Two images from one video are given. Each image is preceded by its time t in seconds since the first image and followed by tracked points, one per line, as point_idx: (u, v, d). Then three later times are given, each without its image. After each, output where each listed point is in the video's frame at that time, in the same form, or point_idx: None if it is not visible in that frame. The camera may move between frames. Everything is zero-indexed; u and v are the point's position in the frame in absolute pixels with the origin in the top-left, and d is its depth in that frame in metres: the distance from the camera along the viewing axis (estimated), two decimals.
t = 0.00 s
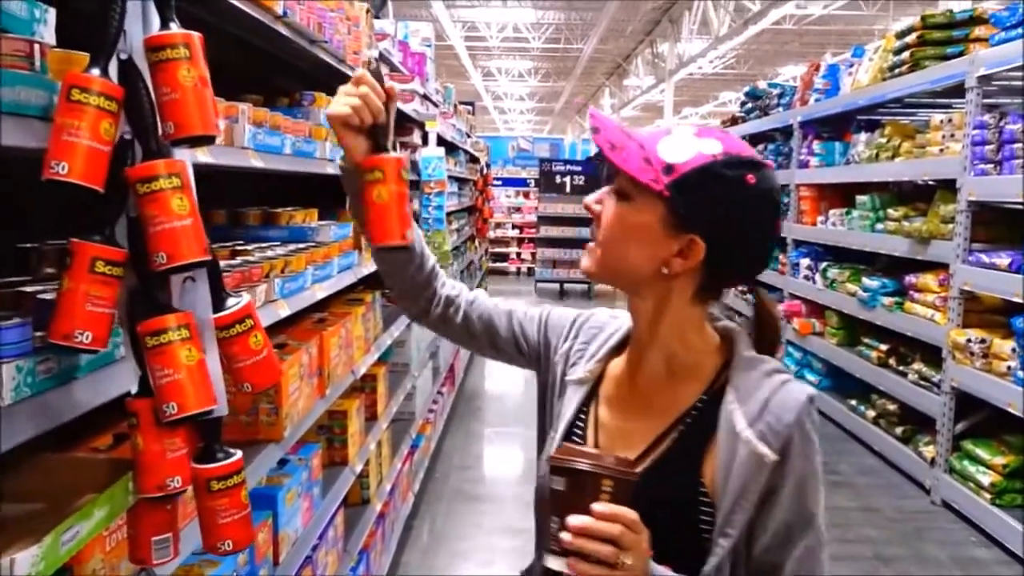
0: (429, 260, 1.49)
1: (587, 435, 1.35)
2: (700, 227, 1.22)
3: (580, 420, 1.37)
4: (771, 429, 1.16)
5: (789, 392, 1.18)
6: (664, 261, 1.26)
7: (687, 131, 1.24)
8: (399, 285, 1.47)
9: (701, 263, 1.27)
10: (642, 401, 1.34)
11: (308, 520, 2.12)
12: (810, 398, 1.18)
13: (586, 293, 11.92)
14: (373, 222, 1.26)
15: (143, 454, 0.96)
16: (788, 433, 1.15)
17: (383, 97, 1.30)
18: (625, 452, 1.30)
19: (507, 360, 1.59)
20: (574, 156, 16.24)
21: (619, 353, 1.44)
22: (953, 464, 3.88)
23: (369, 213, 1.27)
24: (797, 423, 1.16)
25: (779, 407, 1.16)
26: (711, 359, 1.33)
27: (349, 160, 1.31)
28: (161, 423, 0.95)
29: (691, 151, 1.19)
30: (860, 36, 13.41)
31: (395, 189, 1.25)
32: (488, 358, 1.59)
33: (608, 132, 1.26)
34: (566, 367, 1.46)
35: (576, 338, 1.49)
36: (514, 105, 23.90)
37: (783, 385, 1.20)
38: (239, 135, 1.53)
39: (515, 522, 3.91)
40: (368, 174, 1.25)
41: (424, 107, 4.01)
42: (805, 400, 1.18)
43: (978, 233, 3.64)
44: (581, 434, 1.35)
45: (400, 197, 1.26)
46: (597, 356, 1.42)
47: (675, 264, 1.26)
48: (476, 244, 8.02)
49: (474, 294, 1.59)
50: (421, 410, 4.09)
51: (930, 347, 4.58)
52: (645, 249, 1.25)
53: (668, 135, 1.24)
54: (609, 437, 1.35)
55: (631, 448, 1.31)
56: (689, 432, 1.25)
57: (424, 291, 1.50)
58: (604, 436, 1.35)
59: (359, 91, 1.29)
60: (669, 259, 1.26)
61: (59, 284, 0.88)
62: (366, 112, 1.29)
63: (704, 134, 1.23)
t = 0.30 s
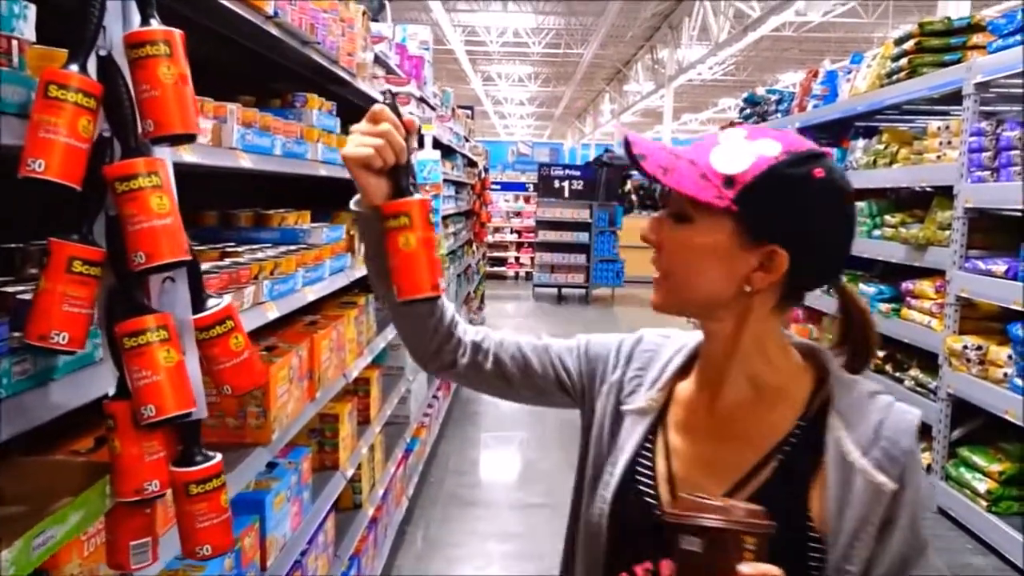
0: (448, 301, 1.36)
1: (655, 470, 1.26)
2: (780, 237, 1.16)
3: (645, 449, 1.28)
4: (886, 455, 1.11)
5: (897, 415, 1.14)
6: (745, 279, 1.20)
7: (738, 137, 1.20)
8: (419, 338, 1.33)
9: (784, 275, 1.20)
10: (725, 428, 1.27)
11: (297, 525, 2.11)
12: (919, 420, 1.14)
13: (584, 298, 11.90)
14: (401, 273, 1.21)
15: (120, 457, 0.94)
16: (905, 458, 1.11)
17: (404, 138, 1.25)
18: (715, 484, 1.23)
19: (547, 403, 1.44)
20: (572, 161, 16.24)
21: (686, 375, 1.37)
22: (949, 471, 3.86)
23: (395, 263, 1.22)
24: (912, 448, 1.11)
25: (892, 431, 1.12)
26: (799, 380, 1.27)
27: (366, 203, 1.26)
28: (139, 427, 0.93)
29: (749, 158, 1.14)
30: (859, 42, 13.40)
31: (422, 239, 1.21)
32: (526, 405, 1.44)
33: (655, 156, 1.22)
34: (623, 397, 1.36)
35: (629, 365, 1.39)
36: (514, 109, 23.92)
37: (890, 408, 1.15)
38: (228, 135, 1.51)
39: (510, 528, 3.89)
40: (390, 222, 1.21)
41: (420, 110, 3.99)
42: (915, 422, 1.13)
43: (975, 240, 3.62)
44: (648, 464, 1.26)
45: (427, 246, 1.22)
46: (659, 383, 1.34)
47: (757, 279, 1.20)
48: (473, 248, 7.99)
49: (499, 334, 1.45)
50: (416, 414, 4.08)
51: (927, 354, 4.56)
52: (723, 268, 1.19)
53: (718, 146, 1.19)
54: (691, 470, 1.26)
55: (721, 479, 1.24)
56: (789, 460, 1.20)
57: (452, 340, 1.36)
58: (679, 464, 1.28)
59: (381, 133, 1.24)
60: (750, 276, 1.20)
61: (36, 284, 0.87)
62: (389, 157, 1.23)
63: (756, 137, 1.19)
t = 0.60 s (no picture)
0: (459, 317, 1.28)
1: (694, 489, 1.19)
2: (850, 254, 1.09)
3: (683, 470, 1.21)
4: (954, 474, 1.07)
5: (956, 430, 1.10)
6: (811, 298, 1.12)
7: (793, 150, 1.14)
8: (427, 353, 1.25)
9: (853, 294, 1.12)
10: (777, 452, 1.20)
11: (266, 529, 2.09)
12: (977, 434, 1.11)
13: (561, 301, 11.91)
14: (430, 297, 1.14)
15: (78, 460, 0.93)
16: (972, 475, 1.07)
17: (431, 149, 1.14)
18: (771, 511, 1.16)
19: (566, 422, 1.36)
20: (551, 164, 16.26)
21: (724, 395, 1.30)
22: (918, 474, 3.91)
23: (422, 287, 1.14)
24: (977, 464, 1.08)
25: (958, 449, 1.08)
26: (850, 398, 1.20)
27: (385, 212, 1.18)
28: (98, 430, 0.92)
29: (813, 173, 1.08)
30: (835, 50, 13.54)
31: (457, 256, 1.14)
32: (542, 423, 1.36)
33: (715, 174, 1.13)
34: (653, 417, 1.28)
35: (657, 384, 1.31)
36: (493, 112, 23.92)
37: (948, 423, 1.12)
38: (196, 136, 1.50)
39: (484, 531, 3.88)
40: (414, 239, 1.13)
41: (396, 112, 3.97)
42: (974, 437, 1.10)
43: (944, 246, 3.67)
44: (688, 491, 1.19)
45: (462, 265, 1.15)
46: (698, 403, 1.26)
47: (825, 299, 1.12)
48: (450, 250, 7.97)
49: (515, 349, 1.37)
50: (390, 417, 4.06)
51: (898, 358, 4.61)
52: (791, 288, 1.11)
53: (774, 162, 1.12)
54: (741, 495, 1.19)
55: (777, 507, 1.17)
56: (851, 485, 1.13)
57: (460, 354, 1.28)
58: (726, 489, 1.20)
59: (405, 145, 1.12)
60: (817, 295, 1.12)
61: None
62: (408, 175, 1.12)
63: (811, 150, 1.13)
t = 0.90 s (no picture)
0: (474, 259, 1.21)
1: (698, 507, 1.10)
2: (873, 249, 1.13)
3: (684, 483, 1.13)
4: (955, 471, 1.05)
5: (949, 428, 1.09)
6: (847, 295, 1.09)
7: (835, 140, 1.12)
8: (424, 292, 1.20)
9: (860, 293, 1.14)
10: (780, 463, 1.12)
11: (242, 529, 2.07)
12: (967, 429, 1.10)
13: (541, 301, 11.91)
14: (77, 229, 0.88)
15: (48, 460, 0.92)
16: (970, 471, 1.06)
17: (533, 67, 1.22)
18: (779, 528, 1.08)
19: (537, 404, 1.27)
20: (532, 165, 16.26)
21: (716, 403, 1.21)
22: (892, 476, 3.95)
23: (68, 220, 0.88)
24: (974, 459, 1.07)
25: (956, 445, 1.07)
26: (845, 404, 1.15)
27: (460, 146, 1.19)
28: (69, 429, 0.91)
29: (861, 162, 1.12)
30: (814, 55, 13.66)
31: (499, 156, 1.14)
32: (516, 398, 1.27)
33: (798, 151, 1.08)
34: (641, 419, 1.18)
35: (649, 384, 1.21)
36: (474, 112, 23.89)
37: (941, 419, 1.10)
38: (173, 131, 1.48)
39: (462, 532, 3.87)
40: (484, 128, 1.11)
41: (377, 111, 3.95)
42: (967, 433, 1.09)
43: (921, 250, 3.70)
44: (690, 505, 1.10)
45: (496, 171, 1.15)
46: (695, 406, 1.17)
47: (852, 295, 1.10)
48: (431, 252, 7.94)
49: (505, 318, 1.28)
50: (368, 416, 4.04)
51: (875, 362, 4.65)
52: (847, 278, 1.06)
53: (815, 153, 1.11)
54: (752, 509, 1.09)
55: (789, 521, 1.08)
56: (860, 493, 1.08)
57: (459, 300, 1.21)
58: (733, 503, 1.10)
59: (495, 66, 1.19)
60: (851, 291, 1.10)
61: None
62: (507, 94, 1.21)
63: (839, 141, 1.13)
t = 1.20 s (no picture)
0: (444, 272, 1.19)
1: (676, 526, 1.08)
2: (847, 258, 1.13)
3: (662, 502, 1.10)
4: (934, 482, 1.05)
5: (926, 434, 1.09)
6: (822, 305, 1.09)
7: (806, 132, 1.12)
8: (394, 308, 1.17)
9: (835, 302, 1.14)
10: (758, 479, 1.10)
11: (217, 528, 2.05)
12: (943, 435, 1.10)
13: (524, 299, 11.93)
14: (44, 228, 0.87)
15: (15, 461, 0.91)
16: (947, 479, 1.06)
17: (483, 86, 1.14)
18: (759, 546, 1.07)
19: (511, 413, 1.26)
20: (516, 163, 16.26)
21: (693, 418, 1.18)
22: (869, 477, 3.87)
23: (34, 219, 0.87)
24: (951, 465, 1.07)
25: (933, 454, 1.06)
26: (820, 415, 1.14)
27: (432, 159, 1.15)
28: (36, 431, 0.90)
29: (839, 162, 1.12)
30: (797, 56, 13.75)
31: (449, 188, 1.11)
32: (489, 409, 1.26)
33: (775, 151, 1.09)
34: (617, 433, 1.15)
35: (624, 397, 1.18)
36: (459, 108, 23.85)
37: (916, 426, 1.10)
38: (148, 128, 1.47)
39: (441, 530, 3.87)
40: (429, 163, 1.09)
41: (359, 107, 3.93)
42: (943, 439, 1.09)
43: (899, 251, 3.73)
44: (669, 523, 1.08)
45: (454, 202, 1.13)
46: (671, 419, 1.14)
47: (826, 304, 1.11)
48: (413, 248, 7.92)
49: (478, 327, 1.26)
50: (348, 414, 4.03)
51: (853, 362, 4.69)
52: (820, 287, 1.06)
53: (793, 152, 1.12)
54: (730, 528, 1.08)
55: (767, 539, 1.07)
56: (841, 507, 1.07)
57: (429, 316, 1.18)
58: (712, 522, 1.08)
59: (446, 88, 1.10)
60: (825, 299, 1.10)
61: None
62: (460, 116, 1.14)
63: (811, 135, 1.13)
